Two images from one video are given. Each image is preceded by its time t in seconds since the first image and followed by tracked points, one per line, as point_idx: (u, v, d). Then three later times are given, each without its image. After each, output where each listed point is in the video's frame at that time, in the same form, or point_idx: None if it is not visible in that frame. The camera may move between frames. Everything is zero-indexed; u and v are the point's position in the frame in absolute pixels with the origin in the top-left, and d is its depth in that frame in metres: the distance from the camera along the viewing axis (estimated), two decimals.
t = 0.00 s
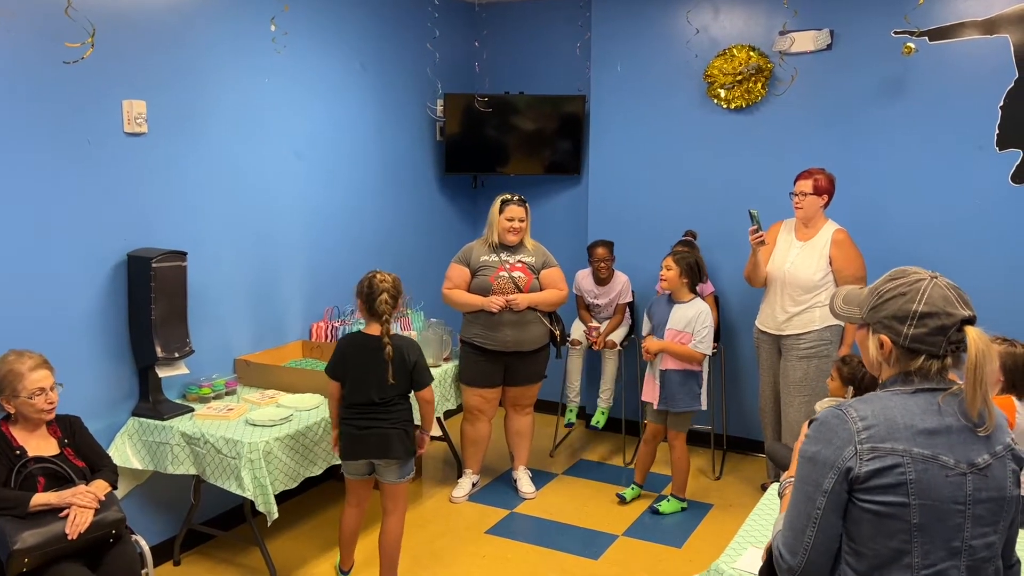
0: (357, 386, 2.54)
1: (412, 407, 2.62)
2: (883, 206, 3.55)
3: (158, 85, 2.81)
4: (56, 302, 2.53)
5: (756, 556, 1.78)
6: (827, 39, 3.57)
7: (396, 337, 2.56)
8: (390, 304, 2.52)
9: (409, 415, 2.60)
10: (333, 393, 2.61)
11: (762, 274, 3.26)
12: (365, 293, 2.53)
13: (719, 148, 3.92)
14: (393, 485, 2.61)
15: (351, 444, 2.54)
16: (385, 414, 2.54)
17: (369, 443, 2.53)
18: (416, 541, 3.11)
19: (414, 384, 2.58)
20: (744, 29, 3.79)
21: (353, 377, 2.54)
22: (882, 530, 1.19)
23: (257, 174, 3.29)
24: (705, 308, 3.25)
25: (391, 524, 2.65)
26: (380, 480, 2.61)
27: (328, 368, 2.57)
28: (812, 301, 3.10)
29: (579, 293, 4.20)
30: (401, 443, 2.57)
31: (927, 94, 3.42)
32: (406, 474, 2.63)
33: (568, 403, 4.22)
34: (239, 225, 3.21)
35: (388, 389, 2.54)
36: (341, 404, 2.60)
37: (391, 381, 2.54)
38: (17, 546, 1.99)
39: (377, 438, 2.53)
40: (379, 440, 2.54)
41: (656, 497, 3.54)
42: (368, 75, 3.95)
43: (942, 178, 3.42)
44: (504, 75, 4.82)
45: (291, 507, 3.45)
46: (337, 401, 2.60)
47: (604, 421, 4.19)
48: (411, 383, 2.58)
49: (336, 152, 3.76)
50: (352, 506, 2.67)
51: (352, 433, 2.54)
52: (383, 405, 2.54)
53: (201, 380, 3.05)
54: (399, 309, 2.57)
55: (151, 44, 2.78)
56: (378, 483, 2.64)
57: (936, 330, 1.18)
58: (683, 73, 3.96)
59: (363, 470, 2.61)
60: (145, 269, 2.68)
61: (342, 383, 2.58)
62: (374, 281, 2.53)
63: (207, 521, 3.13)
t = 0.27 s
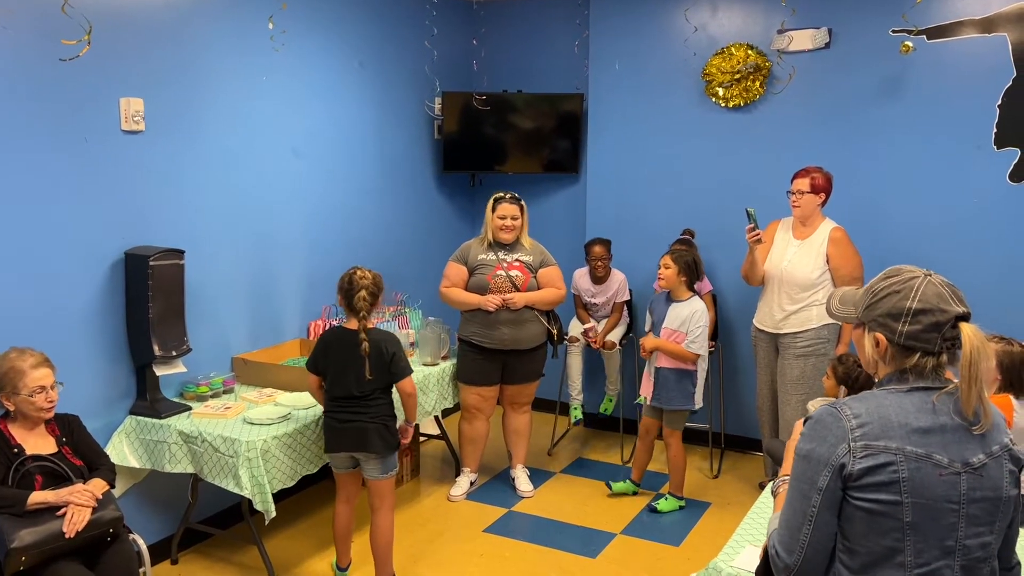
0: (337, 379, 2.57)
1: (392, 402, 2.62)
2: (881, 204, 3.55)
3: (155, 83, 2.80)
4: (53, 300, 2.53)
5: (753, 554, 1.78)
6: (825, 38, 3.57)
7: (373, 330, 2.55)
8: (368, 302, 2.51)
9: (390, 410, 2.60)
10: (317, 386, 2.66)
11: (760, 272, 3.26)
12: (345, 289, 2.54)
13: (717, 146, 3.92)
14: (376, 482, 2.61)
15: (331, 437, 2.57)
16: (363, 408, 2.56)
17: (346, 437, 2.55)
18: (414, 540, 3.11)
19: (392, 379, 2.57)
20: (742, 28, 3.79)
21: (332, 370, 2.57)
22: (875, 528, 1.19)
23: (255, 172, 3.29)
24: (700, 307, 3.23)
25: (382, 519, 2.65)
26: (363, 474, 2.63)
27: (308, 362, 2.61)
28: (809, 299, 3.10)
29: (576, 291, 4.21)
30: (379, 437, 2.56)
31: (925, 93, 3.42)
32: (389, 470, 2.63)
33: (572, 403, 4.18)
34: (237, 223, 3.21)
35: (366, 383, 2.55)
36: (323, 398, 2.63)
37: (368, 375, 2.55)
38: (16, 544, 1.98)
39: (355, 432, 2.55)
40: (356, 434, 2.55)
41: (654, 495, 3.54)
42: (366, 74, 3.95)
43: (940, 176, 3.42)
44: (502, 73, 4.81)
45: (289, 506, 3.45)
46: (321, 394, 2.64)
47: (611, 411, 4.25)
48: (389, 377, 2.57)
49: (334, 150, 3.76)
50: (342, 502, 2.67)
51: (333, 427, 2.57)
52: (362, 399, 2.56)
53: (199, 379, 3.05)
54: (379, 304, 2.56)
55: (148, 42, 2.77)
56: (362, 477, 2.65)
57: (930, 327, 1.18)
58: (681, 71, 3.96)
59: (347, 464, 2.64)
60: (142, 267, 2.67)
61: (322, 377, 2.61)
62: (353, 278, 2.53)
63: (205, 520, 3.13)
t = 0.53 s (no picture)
0: (327, 374, 2.59)
1: (381, 399, 2.60)
2: (880, 202, 3.55)
3: (154, 81, 2.80)
4: (52, 298, 2.52)
5: (752, 551, 1.78)
6: (824, 36, 3.57)
7: (357, 325, 2.54)
8: (350, 296, 2.51)
9: (378, 406, 2.59)
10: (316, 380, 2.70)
11: (758, 270, 3.26)
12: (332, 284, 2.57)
13: (716, 144, 3.92)
14: (365, 478, 2.62)
15: (323, 431, 2.60)
16: (351, 403, 2.56)
17: (334, 431, 2.56)
18: (413, 537, 3.11)
19: (377, 375, 2.55)
20: (741, 25, 3.79)
21: (324, 366, 2.60)
22: (876, 525, 1.19)
23: (254, 170, 3.29)
24: (696, 303, 3.25)
25: (378, 518, 2.65)
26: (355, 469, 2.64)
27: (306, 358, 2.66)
28: (808, 297, 3.11)
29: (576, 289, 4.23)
30: (368, 434, 2.56)
31: (924, 91, 3.42)
32: (378, 467, 2.63)
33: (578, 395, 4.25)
34: (236, 221, 3.21)
35: (353, 378, 2.56)
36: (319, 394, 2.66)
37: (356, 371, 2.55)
38: (16, 542, 1.98)
39: (344, 426, 2.57)
40: (346, 430, 2.56)
41: (653, 493, 3.55)
42: (365, 72, 3.94)
43: (939, 174, 3.42)
44: (501, 71, 4.81)
45: (288, 504, 3.46)
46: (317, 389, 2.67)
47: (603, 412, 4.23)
48: (375, 373, 2.55)
49: (332, 148, 3.75)
50: (341, 495, 2.67)
51: (324, 421, 2.60)
52: (349, 394, 2.56)
53: (198, 377, 3.05)
54: (364, 298, 2.55)
55: (147, 40, 2.77)
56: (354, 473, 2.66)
57: (931, 326, 1.18)
58: (680, 69, 3.96)
59: (340, 458, 2.66)
60: (141, 266, 2.67)
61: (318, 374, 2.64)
62: (339, 273, 2.56)
63: (205, 518, 3.13)
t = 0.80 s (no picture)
0: (332, 374, 2.58)
1: (386, 398, 2.58)
2: (879, 200, 3.56)
3: (153, 79, 2.79)
4: (51, 296, 2.52)
5: (753, 550, 1.78)
6: (823, 34, 3.57)
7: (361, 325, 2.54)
8: (354, 292, 2.52)
9: (383, 406, 2.58)
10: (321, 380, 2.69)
11: (758, 268, 3.26)
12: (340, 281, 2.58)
13: (715, 142, 3.92)
14: (371, 477, 2.62)
15: (328, 430, 2.60)
16: (356, 403, 2.56)
17: (341, 431, 2.57)
18: (413, 536, 3.11)
19: (381, 375, 2.54)
20: (740, 24, 3.78)
21: (330, 365, 2.59)
22: (881, 524, 1.19)
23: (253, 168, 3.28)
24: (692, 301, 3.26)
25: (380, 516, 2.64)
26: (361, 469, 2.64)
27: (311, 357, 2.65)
28: (807, 295, 3.11)
29: (579, 283, 4.22)
30: (374, 434, 2.57)
31: (923, 89, 3.42)
32: (385, 466, 2.63)
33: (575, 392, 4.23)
34: (235, 219, 3.20)
35: (358, 378, 2.55)
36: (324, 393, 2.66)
37: (361, 371, 2.54)
38: (15, 541, 1.98)
39: (349, 426, 2.56)
40: (352, 430, 2.56)
41: (652, 491, 3.55)
42: (364, 70, 3.94)
43: (938, 173, 3.43)
44: (500, 69, 4.81)
45: (287, 503, 3.45)
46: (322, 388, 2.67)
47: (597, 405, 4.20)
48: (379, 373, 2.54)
49: (331, 146, 3.75)
50: (342, 495, 2.68)
51: (329, 421, 2.59)
52: (354, 394, 2.56)
53: (197, 375, 3.05)
54: (367, 296, 2.55)
55: (146, 38, 2.76)
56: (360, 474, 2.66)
57: (933, 325, 1.18)
58: (680, 67, 3.96)
59: (345, 458, 2.65)
60: (140, 264, 2.67)
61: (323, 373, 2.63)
62: (347, 270, 2.57)
63: (204, 517, 3.13)
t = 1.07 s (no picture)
0: (352, 378, 2.55)
1: (407, 401, 2.59)
2: (878, 199, 3.56)
3: (152, 77, 2.79)
4: (50, 295, 2.52)
5: (751, 547, 1.79)
6: (822, 33, 3.57)
7: (384, 328, 2.53)
8: (376, 296, 2.50)
9: (404, 408, 2.58)
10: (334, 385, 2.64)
11: (757, 267, 3.26)
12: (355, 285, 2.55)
13: (714, 141, 3.92)
14: (389, 480, 2.61)
15: (347, 436, 2.56)
16: (378, 407, 2.54)
17: (364, 436, 2.53)
18: (412, 535, 3.11)
19: (405, 377, 2.54)
20: (740, 22, 3.79)
21: (348, 370, 2.56)
22: (880, 524, 1.19)
23: (252, 167, 3.28)
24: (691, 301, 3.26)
25: (389, 516, 2.65)
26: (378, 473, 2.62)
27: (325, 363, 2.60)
28: (807, 294, 3.11)
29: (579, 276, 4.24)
30: (398, 436, 2.56)
31: (922, 87, 3.43)
32: (404, 468, 2.63)
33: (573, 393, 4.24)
34: (234, 218, 3.20)
35: (380, 382, 2.53)
36: (339, 399, 2.61)
37: (383, 374, 2.53)
38: (14, 540, 1.97)
39: (371, 430, 2.54)
40: (376, 434, 2.54)
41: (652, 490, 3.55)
42: (363, 69, 3.94)
43: (937, 172, 3.43)
44: (499, 68, 4.81)
45: (286, 501, 3.45)
46: (336, 394, 2.62)
47: (593, 406, 4.12)
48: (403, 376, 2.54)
49: (330, 144, 3.75)
50: (348, 499, 2.67)
51: (348, 427, 2.55)
52: (376, 398, 2.53)
53: (196, 374, 3.05)
54: (387, 300, 2.53)
55: (145, 37, 2.76)
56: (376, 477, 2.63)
57: (932, 324, 1.18)
58: (679, 66, 3.96)
59: (362, 463, 2.62)
60: (139, 263, 2.67)
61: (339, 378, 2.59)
62: (364, 273, 2.54)
63: (203, 516, 3.13)
